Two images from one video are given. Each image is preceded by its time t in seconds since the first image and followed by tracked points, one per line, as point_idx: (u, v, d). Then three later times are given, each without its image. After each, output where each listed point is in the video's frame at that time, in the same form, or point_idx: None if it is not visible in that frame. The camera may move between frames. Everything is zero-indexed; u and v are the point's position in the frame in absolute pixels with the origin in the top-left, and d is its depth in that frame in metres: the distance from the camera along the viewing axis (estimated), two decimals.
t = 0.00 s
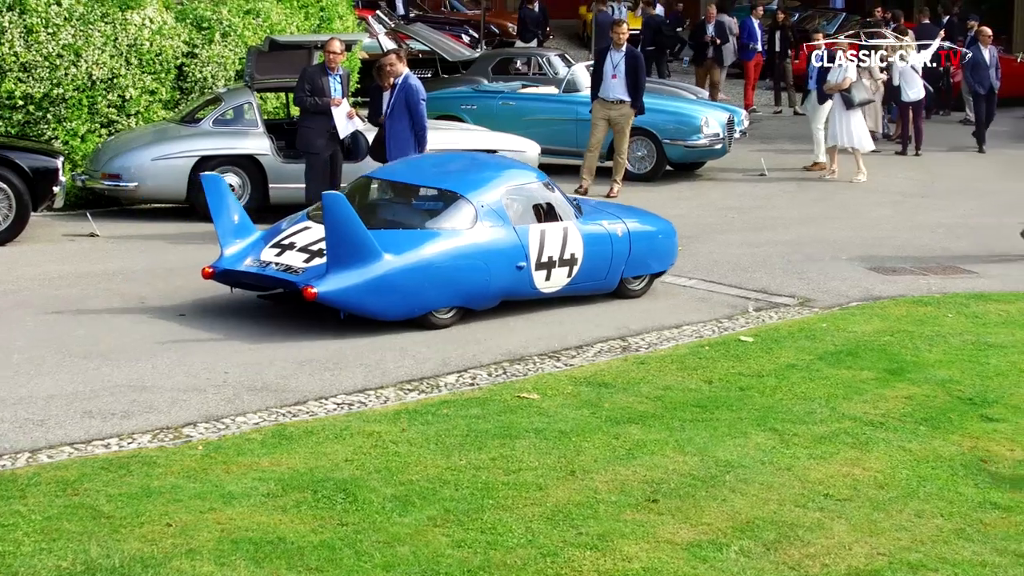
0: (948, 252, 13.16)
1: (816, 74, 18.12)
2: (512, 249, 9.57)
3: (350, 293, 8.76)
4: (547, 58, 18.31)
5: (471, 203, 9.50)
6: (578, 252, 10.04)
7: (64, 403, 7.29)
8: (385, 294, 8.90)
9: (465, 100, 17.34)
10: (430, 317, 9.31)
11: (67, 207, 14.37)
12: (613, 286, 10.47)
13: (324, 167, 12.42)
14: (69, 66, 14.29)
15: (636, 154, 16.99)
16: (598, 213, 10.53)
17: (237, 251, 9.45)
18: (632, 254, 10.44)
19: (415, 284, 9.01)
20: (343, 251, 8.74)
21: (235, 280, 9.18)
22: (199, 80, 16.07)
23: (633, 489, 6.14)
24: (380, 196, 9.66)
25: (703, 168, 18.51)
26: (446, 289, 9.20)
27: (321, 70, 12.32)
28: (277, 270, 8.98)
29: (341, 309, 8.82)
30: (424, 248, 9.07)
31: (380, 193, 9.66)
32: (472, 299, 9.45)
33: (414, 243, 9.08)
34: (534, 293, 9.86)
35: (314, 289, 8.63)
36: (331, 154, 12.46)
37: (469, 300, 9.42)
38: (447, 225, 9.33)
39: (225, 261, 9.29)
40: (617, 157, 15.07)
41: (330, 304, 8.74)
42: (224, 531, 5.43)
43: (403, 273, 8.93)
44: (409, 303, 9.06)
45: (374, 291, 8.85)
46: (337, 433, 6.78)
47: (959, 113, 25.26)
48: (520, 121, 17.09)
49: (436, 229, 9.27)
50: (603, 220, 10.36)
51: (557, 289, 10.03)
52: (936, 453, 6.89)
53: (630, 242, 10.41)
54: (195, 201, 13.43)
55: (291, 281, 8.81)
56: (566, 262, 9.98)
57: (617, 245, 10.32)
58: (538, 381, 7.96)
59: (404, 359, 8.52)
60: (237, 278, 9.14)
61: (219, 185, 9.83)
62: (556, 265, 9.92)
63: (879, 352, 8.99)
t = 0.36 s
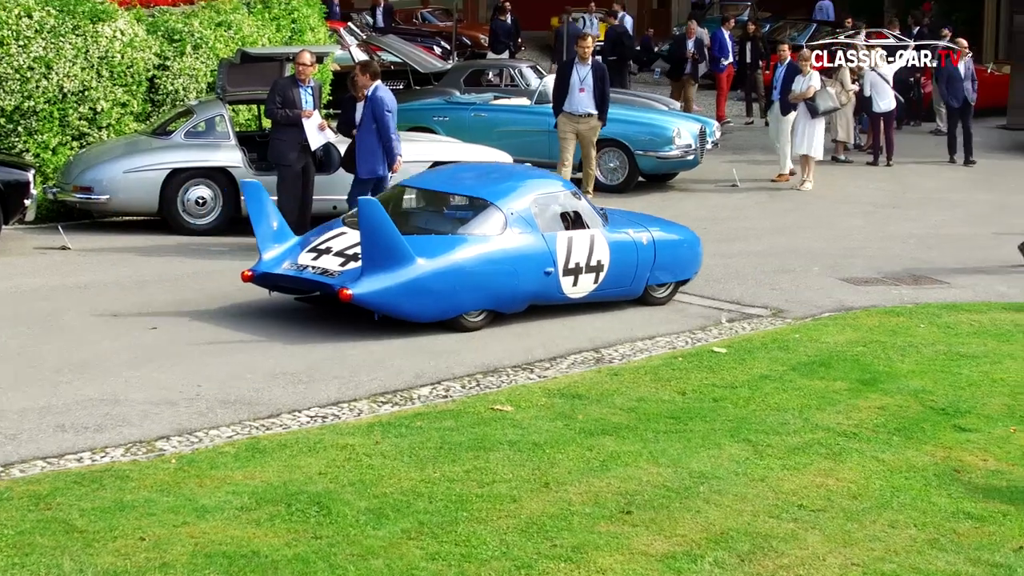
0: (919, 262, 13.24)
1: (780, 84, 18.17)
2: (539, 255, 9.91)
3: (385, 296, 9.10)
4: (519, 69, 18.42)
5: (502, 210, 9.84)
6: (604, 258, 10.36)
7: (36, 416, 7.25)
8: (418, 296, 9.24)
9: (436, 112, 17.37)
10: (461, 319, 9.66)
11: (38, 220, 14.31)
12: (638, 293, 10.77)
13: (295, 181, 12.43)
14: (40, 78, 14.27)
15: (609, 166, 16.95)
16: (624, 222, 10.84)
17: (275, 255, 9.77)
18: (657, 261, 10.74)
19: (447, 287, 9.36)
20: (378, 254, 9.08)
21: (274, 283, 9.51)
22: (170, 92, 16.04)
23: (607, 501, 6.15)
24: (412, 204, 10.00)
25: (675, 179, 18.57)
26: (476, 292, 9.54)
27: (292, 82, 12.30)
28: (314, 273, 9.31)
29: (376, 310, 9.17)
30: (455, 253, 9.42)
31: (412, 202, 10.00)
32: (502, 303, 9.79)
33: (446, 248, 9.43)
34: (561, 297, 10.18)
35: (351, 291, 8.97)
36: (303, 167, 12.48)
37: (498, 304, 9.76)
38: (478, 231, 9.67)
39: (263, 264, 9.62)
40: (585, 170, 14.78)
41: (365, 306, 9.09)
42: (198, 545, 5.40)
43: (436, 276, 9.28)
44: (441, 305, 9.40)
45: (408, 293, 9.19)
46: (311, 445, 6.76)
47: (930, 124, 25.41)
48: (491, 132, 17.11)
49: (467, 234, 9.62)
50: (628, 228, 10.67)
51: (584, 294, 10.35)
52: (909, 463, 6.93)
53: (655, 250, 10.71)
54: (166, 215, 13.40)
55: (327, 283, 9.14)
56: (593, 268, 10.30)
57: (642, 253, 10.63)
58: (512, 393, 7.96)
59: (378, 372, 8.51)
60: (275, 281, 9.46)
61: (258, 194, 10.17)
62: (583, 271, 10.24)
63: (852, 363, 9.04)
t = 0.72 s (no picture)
0: (892, 271, 13.32)
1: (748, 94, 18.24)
2: (569, 260, 10.29)
3: (418, 297, 9.58)
4: (491, 79, 18.48)
5: (533, 217, 10.25)
6: (633, 264, 10.68)
7: (8, 429, 7.21)
8: (451, 298, 9.71)
9: (409, 122, 17.37)
10: (493, 321, 10.08)
11: (10, 231, 14.24)
12: (668, 298, 11.08)
13: (269, 191, 12.40)
14: (12, 89, 14.23)
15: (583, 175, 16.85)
16: (654, 228, 11.16)
17: (314, 257, 10.26)
18: (686, 267, 11.04)
19: (478, 290, 9.81)
20: (412, 257, 9.57)
21: (313, 285, 10.00)
22: (143, 103, 15.93)
23: (582, 511, 6.16)
24: (447, 209, 10.43)
25: (648, 188, 18.63)
26: (507, 295, 9.97)
27: (265, 93, 12.28)
28: (352, 276, 9.80)
29: (411, 312, 9.64)
30: (487, 257, 9.87)
31: (447, 207, 10.41)
32: (533, 305, 10.20)
33: (478, 252, 9.89)
34: (591, 301, 10.53)
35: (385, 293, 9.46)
36: (276, 177, 12.44)
37: (529, 306, 10.17)
38: (510, 236, 10.11)
39: (304, 267, 10.11)
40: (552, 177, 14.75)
41: (399, 307, 9.57)
42: (172, 557, 5.39)
43: (468, 279, 9.73)
44: (472, 307, 9.85)
45: (441, 296, 9.66)
46: (285, 456, 6.75)
47: (902, 132, 25.56)
48: (464, 143, 17.13)
49: (498, 239, 10.05)
50: (658, 234, 10.99)
51: (613, 298, 10.69)
52: (882, 471, 6.98)
53: (684, 256, 11.01)
54: (140, 226, 13.37)
55: (363, 285, 9.64)
56: (622, 273, 10.62)
57: (670, 258, 10.93)
58: (486, 403, 7.97)
59: (352, 382, 8.50)
60: (314, 284, 9.95)
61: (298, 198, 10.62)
62: (612, 276, 10.58)
63: (826, 372, 9.08)
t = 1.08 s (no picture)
0: (863, 281, 13.40)
1: (712, 104, 18.35)
2: (592, 265, 10.60)
3: (442, 305, 9.94)
4: (463, 90, 18.56)
5: (555, 223, 10.56)
6: (655, 266, 11.00)
7: None
8: (474, 305, 10.06)
9: (381, 133, 17.39)
10: (516, 325, 10.40)
11: None
12: (691, 298, 11.40)
13: (241, 204, 12.43)
14: None
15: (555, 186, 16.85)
16: (677, 230, 11.47)
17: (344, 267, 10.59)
18: (708, 267, 11.37)
19: (501, 296, 10.15)
20: (435, 266, 9.94)
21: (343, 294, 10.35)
22: (115, 114, 15.88)
23: (553, 521, 6.19)
24: (476, 217, 10.76)
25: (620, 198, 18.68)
26: (530, 300, 10.29)
27: (237, 105, 12.26)
28: (379, 284, 10.17)
29: (436, 318, 10.01)
30: (510, 263, 10.20)
31: (475, 215, 10.75)
32: (557, 310, 10.52)
33: (501, 259, 10.22)
34: (614, 304, 10.83)
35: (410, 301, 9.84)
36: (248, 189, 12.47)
37: (553, 311, 10.49)
38: (534, 243, 10.42)
39: (332, 275, 10.45)
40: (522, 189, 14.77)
41: (424, 314, 9.95)
42: (144, 569, 5.39)
43: (491, 286, 10.07)
44: (495, 313, 10.19)
45: (464, 302, 10.02)
46: (256, 468, 6.76)
47: (873, 143, 25.73)
48: (436, 153, 17.16)
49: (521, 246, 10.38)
50: (681, 237, 11.30)
51: (638, 300, 11.00)
52: (853, 480, 7.04)
53: (706, 257, 11.32)
54: (111, 238, 13.34)
55: (389, 293, 10.02)
56: (645, 276, 10.93)
57: (693, 260, 11.24)
58: (458, 414, 7.99)
59: (324, 394, 8.51)
60: (343, 292, 10.31)
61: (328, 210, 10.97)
62: (635, 279, 10.88)
63: (796, 381, 9.14)
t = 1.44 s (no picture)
0: (827, 293, 13.49)
1: (676, 117, 18.54)
2: (609, 276, 10.87)
3: (458, 316, 10.24)
4: (430, 104, 18.46)
5: (571, 236, 10.85)
6: (674, 277, 11.29)
7: None
8: (489, 317, 10.34)
9: (347, 147, 17.40)
10: (533, 335, 10.67)
11: None
12: (711, 306, 11.73)
13: (208, 219, 12.43)
14: None
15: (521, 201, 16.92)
16: (697, 241, 11.79)
17: (366, 279, 10.94)
18: (729, 277, 11.69)
19: (516, 308, 10.42)
20: (450, 280, 10.24)
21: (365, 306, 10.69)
22: (80, 129, 15.83)
23: (519, 535, 6.22)
24: (499, 230, 11.07)
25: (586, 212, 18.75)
26: (545, 311, 10.56)
27: (203, 120, 12.28)
28: (398, 297, 10.50)
29: (453, 330, 10.30)
30: (524, 276, 10.47)
31: (499, 228, 11.08)
32: (573, 320, 10.78)
33: (517, 271, 10.50)
34: (633, 314, 11.11)
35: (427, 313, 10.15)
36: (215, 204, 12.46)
37: (570, 321, 10.75)
38: (551, 255, 10.71)
39: (356, 289, 10.81)
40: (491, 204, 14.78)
41: (442, 325, 10.25)
42: None
43: (507, 297, 10.35)
44: (512, 324, 10.46)
45: (480, 314, 10.30)
46: (222, 484, 6.76)
47: (839, 156, 25.92)
48: (403, 168, 17.18)
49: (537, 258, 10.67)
50: (700, 248, 11.62)
51: (658, 310, 11.30)
52: (818, 492, 7.10)
53: (726, 267, 11.64)
54: (76, 254, 13.30)
55: (406, 306, 10.34)
56: (663, 286, 11.23)
57: (712, 270, 11.56)
58: (424, 429, 8.01)
59: (290, 409, 8.51)
60: (365, 304, 10.64)
61: (351, 227, 11.42)
62: (654, 289, 11.18)
63: (762, 394, 9.22)
